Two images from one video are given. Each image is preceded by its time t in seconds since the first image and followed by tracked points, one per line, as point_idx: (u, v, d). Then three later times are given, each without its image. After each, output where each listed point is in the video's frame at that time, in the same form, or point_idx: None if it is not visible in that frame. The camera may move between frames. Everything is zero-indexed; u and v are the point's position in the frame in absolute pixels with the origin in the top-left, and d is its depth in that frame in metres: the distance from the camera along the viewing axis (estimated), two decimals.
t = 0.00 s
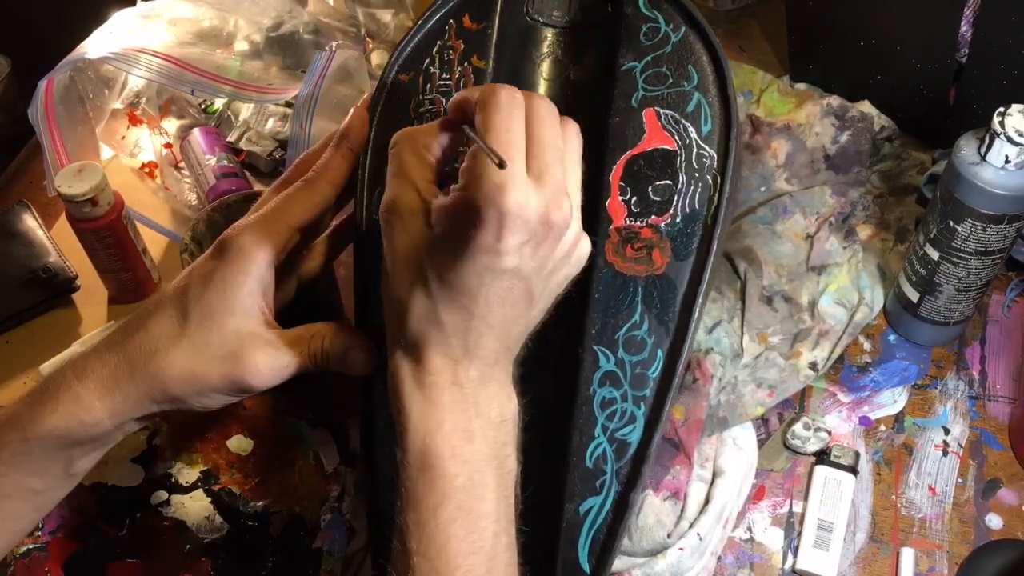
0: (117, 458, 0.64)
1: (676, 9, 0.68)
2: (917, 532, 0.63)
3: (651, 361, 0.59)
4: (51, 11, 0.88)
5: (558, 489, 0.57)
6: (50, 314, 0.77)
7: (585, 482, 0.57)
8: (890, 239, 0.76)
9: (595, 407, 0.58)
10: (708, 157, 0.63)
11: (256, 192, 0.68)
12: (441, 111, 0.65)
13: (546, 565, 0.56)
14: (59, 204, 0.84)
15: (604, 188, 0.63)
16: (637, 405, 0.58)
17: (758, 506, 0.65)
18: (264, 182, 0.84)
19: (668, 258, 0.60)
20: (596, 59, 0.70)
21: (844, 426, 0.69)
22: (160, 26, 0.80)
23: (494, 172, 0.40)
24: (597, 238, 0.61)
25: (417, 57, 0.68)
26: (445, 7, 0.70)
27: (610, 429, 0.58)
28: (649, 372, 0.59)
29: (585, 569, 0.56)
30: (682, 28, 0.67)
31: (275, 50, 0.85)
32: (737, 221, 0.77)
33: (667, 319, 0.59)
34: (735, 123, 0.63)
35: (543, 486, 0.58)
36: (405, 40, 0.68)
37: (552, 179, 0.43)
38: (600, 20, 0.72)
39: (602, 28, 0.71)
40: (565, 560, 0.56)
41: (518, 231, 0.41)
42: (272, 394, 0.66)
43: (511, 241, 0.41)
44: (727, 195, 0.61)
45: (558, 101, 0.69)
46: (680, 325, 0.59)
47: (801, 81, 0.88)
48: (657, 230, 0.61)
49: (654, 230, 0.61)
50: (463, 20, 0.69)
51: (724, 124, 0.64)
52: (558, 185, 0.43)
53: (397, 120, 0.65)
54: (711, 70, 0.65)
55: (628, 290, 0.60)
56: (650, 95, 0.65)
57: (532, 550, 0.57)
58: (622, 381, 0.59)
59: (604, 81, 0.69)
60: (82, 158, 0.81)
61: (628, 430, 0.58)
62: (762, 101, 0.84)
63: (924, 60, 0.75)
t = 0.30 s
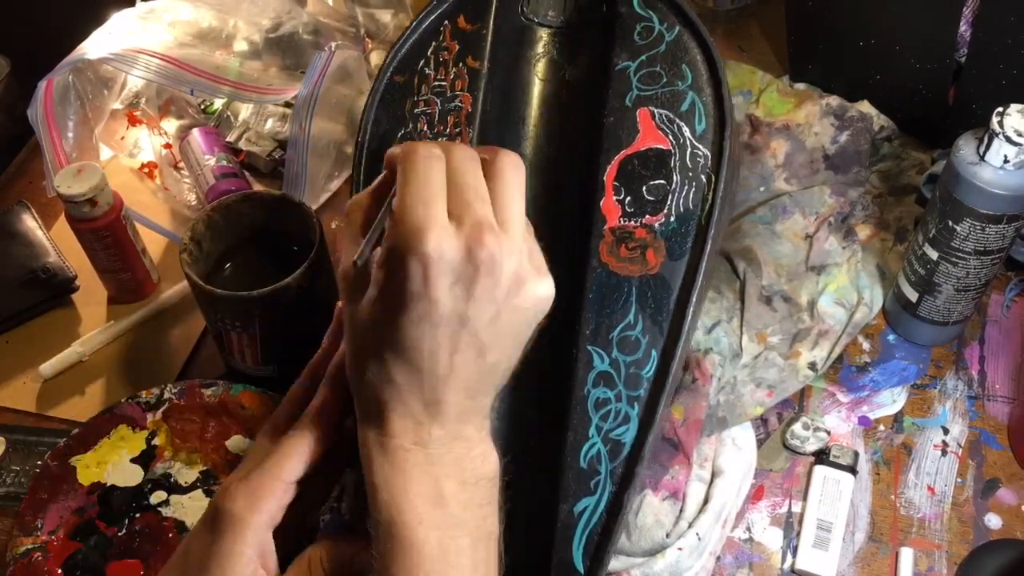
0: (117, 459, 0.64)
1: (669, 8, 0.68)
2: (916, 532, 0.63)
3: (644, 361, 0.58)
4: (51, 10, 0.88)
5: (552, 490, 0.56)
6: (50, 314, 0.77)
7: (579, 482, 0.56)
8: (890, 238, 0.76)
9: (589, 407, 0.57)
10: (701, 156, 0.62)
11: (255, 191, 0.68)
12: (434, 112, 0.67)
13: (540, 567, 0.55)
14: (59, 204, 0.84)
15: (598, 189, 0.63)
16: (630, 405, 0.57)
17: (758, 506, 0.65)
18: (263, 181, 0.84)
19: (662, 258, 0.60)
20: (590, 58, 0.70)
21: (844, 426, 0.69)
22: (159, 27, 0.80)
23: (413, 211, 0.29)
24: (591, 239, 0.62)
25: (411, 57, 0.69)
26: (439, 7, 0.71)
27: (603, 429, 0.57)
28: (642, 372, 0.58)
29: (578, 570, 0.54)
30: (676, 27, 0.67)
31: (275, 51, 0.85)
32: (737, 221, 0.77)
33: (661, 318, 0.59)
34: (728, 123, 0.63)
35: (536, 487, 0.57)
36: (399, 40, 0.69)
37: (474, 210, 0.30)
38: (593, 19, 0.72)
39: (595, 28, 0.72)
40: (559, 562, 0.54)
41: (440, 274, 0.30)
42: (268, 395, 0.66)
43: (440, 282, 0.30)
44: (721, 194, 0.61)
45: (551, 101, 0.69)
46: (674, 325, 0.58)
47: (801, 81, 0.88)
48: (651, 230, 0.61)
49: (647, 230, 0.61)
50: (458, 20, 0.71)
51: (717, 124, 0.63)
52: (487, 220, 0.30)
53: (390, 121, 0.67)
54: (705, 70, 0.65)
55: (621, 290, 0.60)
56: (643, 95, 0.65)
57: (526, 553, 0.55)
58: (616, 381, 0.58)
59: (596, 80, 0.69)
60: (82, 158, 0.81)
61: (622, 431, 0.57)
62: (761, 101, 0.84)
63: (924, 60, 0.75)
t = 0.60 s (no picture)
0: (117, 459, 0.64)
1: (677, 9, 0.68)
2: (917, 532, 0.63)
3: (654, 364, 0.57)
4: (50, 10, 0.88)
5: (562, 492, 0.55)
6: (50, 314, 0.77)
7: (588, 485, 0.54)
8: (890, 239, 0.76)
9: (598, 408, 0.56)
10: (710, 158, 0.63)
11: (256, 191, 0.67)
12: (440, 112, 0.67)
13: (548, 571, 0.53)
14: (59, 205, 0.84)
15: (607, 192, 0.63)
16: (639, 408, 0.56)
17: (759, 506, 0.65)
18: (263, 181, 0.84)
19: (670, 261, 0.60)
20: (597, 59, 0.70)
21: (844, 426, 0.69)
22: (160, 29, 0.79)
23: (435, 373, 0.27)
24: (599, 241, 0.62)
25: (418, 58, 0.70)
26: (446, 7, 0.71)
27: (613, 431, 0.56)
28: (652, 375, 0.57)
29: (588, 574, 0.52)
30: (684, 29, 0.68)
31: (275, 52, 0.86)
32: (738, 221, 0.77)
33: (670, 321, 0.58)
34: (737, 123, 0.63)
35: (546, 491, 0.56)
36: (407, 40, 0.69)
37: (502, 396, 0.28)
38: (599, 20, 0.72)
39: (602, 28, 0.72)
40: (569, 566, 0.53)
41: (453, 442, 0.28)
42: (271, 398, 0.65)
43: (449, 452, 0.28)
44: (729, 196, 0.61)
45: (560, 100, 0.69)
46: (683, 327, 0.58)
47: (801, 81, 0.88)
48: (659, 232, 0.61)
49: (656, 232, 0.61)
50: (464, 20, 0.71)
51: (727, 125, 0.63)
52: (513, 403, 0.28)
53: (396, 121, 0.67)
54: (712, 71, 0.66)
55: (630, 292, 0.59)
56: (652, 96, 0.66)
57: (532, 558, 0.54)
58: (625, 383, 0.57)
59: (602, 81, 0.69)
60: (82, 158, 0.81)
61: (632, 433, 0.55)
62: (762, 101, 0.84)
63: (925, 60, 0.75)
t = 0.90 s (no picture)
0: (115, 459, 0.64)
1: (679, 8, 0.68)
2: (915, 532, 0.63)
3: (656, 358, 0.57)
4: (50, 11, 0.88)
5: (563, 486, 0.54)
6: (49, 314, 0.77)
7: (590, 478, 0.54)
8: (888, 239, 0.76)
9: (600, 403, 0.56)
10: (713, 156, 0.63)
11: (255, 191, 0.67)
12: (444, 108, 0.67)
13: (551, 567, 0.52)
14: (58, 205, 0.84)
15: (608, 188, 0.63)
16: (642, 402, 0.56)
17: (757, 506, 0.65)
18: (261, 182, 0.84)
19: (672, 256, 0.60)
20: (599, 58, 0.70)
21: (842, 426, 0.69)
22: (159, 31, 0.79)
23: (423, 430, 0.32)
24: (602, 237, 0.62)
25: (421, 55, 0.70)
26: (449, 6, 0.72)
27: (614, 426, 0.55)
28: (654, 369, 0.57)
29: (590, 569, 0.51)
30: (687, 28, 0.68)
31: (274, 52, 0.86)
32: (736, 221, 0.77)
33: (672, 316, 0.58)
34: (740, 122, 0.63)
35: (546, 486, 0.56)
36: (409, 39, 0.69)
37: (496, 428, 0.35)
38: (602, 21, 0.72)
39: (605, 28, 0.72)
40: (572, 560, 0.52)
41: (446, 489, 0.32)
42: (270, 399, 0.65)
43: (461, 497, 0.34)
44: (732, 193, 0.61)
45: (562, 100, 0.69)
46: (685, 322, 0.58)
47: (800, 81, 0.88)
48: (661, 228, 0.61)
49: (658, 228, 0.61)
50: (467, 18, 0.72)
51: (729, 124, 0.64)
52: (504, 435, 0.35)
53: (399, 117, 0.66)
54: (715, 70, 0.66)
55: (632, 287, 0.59)
56: (654, 94, 0.66)
57: (533, 553, 0.54)
58: (627, 377, 0.57)
59: (605, 80, 0.69)
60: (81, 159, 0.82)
61: (633, 427, 0.55)
62: (760, 101, 0.84)
63: (923, 60, 0.75)
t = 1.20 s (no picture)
0: (113, 459, 0.65)
1: (676, 9, 0.69)
2: (912, 531, 0.63)
3: (652, 358, 0.57)
4: (49, 13, 0.89)
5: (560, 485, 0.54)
6: (48, 315, 0.77)
7: (586, 478, 0.54)
8: (886, 238, 0.76)
9: (596, 402, 0.56)
10: (709, 155, 0.63)
11: (253, 191, 0.67)
12: (441, 108, 0.67)
13: (547, 567, 0.53)
14: (57, 205, 0.85)
15: (606, 187, 0.63)
16: (638, 401, 0.56)
17: (754, 506, 0.65)
18: (259, 182, 0.85)
19: (669, 255, 0.60)
20: (596, 58, 0.70)
21: (840, 426, 0.69)
22: (158, 31, 0.79)
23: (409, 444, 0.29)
24: (598, 237, 0.62)
25: (418, 54, 0.69)
26: (447, 6, 0.71)
27: (611, 425, 0.55)
28: (650, 368, 0.57)
29: (586, 568, 0.51)
30: (683, 28, 0.68)
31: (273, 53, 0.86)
32: (733, 221, 0.77)
33: (668, 315, 0.58)
34: (736, 122, 0.63)
35: (541, 483, 0.56)
36: (406, 39, 0.69)
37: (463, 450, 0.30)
38: (599, 21, 0.72)
39: (601, 29, 0.72)
40: (567, 559, 0.52)
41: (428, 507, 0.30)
42: (269, 399, 0.65)
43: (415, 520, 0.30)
44: (728, 193, 0.61)
45: (559, 99, 0.69)
46: (682, 322, 0.58)
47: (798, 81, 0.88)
48: (658, 227, 0.61)
49: (655, 228, 0.61)
50: (463, 18, 0.71)
51: (725, 124, 0.64)
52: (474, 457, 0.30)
53: (396, 117, 0.67)
54: (712, 69, 0.66)
55: (629, 287, 0.59)
56: (651, 94, 0.66)
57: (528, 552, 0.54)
58: (624, 376, 0.57)
59: (602, 81, 0.69)
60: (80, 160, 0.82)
61: (629, 426, 0.55)
62: (758, 101, 0.84)
63: (921, 60, 0.75)
